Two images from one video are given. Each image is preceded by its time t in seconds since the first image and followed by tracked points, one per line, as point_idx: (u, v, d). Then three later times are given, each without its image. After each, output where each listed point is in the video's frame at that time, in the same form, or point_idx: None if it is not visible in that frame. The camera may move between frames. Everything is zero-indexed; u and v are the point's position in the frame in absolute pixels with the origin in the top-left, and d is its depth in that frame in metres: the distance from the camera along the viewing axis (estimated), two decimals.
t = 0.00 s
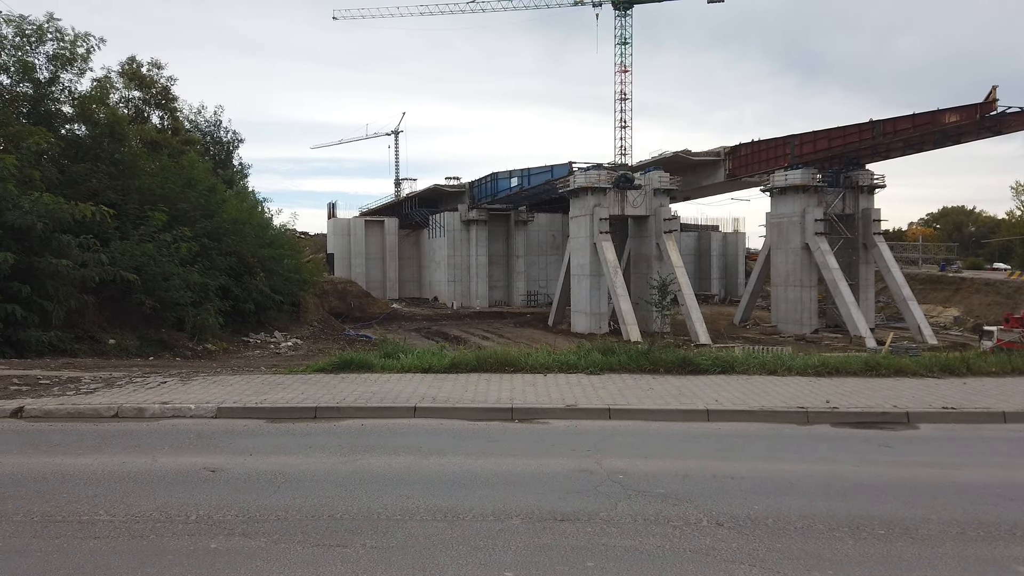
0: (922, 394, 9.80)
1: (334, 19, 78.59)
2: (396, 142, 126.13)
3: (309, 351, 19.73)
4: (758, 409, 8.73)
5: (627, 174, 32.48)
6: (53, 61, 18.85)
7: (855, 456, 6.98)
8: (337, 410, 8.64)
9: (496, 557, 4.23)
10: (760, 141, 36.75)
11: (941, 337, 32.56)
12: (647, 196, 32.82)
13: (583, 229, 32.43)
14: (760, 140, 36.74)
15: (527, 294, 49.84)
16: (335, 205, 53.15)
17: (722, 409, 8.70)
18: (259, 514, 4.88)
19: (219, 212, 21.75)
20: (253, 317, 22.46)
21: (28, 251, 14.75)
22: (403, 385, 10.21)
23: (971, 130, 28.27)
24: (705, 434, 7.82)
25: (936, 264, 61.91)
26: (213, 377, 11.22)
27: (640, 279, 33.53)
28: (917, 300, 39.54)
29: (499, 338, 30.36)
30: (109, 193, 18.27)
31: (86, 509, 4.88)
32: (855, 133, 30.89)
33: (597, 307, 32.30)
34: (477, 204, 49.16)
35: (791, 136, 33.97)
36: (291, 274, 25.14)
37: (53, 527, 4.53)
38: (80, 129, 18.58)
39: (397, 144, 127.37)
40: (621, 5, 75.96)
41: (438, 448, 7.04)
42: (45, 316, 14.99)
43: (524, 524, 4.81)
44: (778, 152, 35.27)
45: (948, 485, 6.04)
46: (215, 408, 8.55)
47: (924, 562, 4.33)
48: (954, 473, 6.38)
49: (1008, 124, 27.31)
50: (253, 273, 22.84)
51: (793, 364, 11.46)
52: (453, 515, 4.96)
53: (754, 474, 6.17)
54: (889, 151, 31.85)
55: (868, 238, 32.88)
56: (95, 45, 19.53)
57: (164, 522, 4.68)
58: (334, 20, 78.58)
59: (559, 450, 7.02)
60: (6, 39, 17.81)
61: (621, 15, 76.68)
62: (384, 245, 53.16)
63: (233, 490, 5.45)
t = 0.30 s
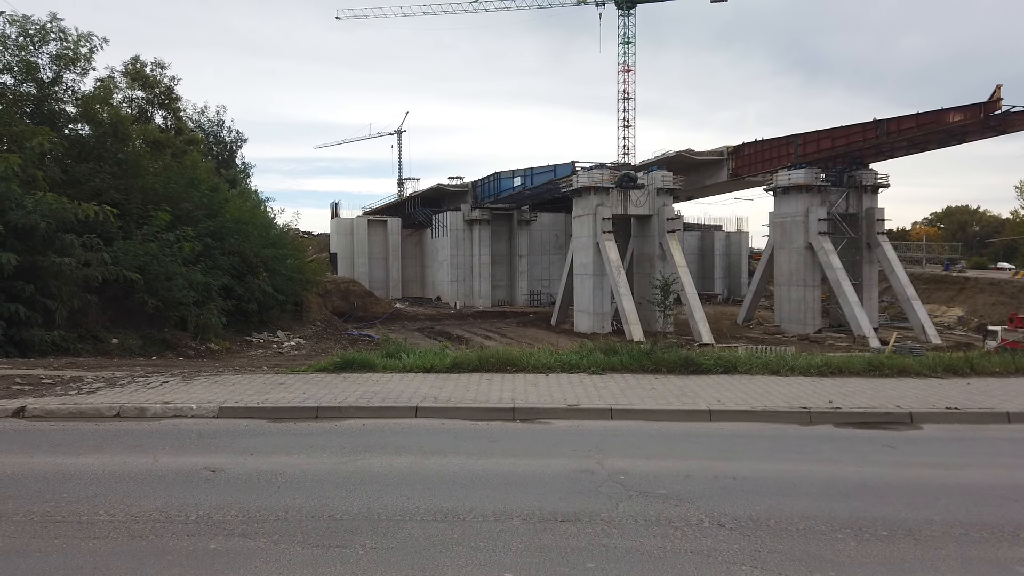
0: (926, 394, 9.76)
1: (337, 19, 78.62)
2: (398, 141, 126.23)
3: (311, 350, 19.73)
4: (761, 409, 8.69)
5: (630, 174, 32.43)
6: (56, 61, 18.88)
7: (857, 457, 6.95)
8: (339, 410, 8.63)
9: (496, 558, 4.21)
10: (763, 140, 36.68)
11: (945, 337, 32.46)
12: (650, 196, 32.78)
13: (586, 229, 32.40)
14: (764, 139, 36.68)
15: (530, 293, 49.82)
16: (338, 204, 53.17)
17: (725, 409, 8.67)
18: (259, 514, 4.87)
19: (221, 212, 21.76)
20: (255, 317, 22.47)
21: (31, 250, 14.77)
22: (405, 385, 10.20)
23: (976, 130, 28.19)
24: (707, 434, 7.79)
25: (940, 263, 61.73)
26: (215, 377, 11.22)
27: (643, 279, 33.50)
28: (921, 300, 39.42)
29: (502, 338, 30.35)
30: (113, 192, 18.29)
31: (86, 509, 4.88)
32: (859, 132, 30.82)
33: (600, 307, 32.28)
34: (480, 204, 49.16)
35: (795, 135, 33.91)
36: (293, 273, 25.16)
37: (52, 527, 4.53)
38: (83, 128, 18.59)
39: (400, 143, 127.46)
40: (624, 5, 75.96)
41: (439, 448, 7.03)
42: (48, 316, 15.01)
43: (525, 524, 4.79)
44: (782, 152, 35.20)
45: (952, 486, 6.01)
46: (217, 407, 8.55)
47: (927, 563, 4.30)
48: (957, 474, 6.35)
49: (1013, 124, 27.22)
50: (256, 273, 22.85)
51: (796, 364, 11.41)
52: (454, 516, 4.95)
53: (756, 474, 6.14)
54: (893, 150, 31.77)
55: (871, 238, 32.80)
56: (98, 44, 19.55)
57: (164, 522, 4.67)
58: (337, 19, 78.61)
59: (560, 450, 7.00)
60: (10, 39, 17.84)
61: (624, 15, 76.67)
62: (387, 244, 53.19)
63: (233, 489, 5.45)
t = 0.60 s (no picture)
0: (929, 394, 9.69)
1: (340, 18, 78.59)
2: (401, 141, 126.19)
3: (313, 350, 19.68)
4: (762, 409, 8.64)
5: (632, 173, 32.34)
6: (58, 61, 18.89)
7: (858, 457, 6.90)
8: (338, 409, 8.60)
9: (493, 559, 4.17)
10: (766, 139, 36.60)
11: (949, 336, 32.32)
12: (653, 195, 32.71)
13: (589, 228, 32.33)
14: (767, 138, 36.59)
15: (533, 293, 49.78)
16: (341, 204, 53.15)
17: (726, 409, 8.62)
18: (256, 515, 4.85)
19: (224, 212, 21.76)
20: (258, 316, 22.45)
21: (34, 250, 14.77)
22: (406, 385, 10.16)
23: (980, 128, 28.06)
24: (708, 434, 7.74)
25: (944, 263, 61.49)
26: (215, 376, 11.19)
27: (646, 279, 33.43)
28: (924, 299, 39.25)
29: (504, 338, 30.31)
30: (115, 192, 18.29)
31: (83, 510, 4.86)
32: (862, 131, 30.73)
33: (602, 306, 32.24)
34: (483, 203, 49.13)
35: (798, 134, 33.82)
36: (296, 273, 25.14)
37: (48, 527, 4.51)
38: (86, 128, 18.60)
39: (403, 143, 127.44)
40: (627, 4, 75.85)
41: (439, 448, 6.99)
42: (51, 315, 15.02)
43: (524, 525, 4.76)
44: (785, 151, 35.08)
45: (954, 486, 5.96)
46: (216, 407, 8.52)
47: (929, 565, 4.25)
48: (960, 475, 6.29)
49: (1017, 122, 27.07)
50: (258, 272, 22.84)
51: (798, 363, 11.35)
52: (452, 517, 4.91)
53: (757, 475, 6.10)
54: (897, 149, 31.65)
55: (875, 237, 32.68)
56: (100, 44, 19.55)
57: (161, 522, 4.65)
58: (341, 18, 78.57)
59: (561, 450, 6.96)
60: (12, 39, 17.86)
61: (627, 13, 76.51)
62: (390, 244, 53.17)
63: (231, 489, 5.42)
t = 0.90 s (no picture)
0: (929, 393, 9.63)
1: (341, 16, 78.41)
2: (402, 140, 126.04)
3: (313, 349, 19.59)
4: (761, 409, 8.58)
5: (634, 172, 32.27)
6: (58, 60, 18.85)
7: (858, 457, 6.85)
8: (336, 409, 8.55)
9: (488, 560, 4.12)
10: (767, 138, 36.53)
11: (950, 335, 32.25)
12: (654, 194, 32.66)
13: (589, 227, 32.28)
14: (768, 137, 36.52)
15: (534, 292, 49.77)
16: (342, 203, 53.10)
17: (726, 409, 8.56)
18: (249, 515, 4.80)
19: (224, 211, 21.71)
20: (258, 315, 22.41)
21: (33, 249, 14.74)
22: (403, 384, 10.11)
23: (981, 127, 27.96)
24: (707, 434, 7.69)
25: (946, 262, 61.38)
26: (213, 375, 11.12)
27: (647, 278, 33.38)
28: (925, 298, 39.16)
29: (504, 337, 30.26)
30: (115, 190, 18.24)
31: (75, 510, 4.82)
32: (863, 130, 30.65)
33: (603, 306, 32.20)
34: (484, 203, 49.09)
35: (799, 133, 33.75)
36: (296, 272, 25.09)
37: (38, 528, 4.47)
38: (86, 127, 18.57)
39: (404, 142, 127.35)
40: (628, 3, 75.71)
41: (435, 447, 6.94)
42: (50, 314, 15.00)
43: (520, 526, 4.71)
44: (786, 150, 35.01)
45: (954, 486, 5.91)
46: (212, 407, 8.48)
47: (929, 566, 4.19)
48: (961, 475, 6.23)
49: (1018, 121, 26.98)
50: (258, 271, 22.78)
51: (798, 363, 11.28)
52: (447, 517, 4.87)
53: (757, 474, 6.04)
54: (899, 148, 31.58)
55: (876, 236, 32.61)
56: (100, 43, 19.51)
57: (152, 523, 4.60)
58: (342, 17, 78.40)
59: (558, 450, 6.90)
60: (12, 38, 17.83)
61: (628, 12, 76.39)
62: (391, 243, 53.14)
63: (224, 490, 5.38)
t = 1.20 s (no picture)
0: (928, 393, 9.62)
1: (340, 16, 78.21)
2: (400, 140, 125.86)
3: (311, 349, 19.54)
4: (759, 409, 8.57)
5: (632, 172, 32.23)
6: (55, 59, 18.79)
7: (857, 457, 6.83)
8: (332, 409, 8.52)
9: (483, 562, 4.09)
10: (766, 138, 36.54)
11: (949, 335, 32.27)
12: (652, 194, 32.63)
13: (588, 227, 32.27)
14: (767, 137, 36.52)
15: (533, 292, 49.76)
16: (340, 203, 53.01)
17: (724, 409, 8.53)
18: (243, 517, 4.76)
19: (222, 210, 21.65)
20: (256, 315, 22.36)
21: (30, 248, 14.69)
22: (400, 384, 10.07)
23: (980, 127, 27.95)
24: (705, 435, 7.66)
25: (944, 262, 61.42)
26: (209, 376, 11.07)
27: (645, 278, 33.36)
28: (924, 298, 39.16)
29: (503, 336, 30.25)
30: (112, 190, 18.19)
31: (68, 512, 4.78)
32: (862, 130, 30.65)
33: (602, 305, 32.17)
34: (482, 202, 49.05)
35: (798, 133, 33.75)
36: (294, 272, 25.03)
37: (31, 529, 4.43)
38: (84, 126, 18.52)
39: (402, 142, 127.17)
40: (627, 3, 75.64)
41: (432, 448, 6.91)
42: (46, 314, 14.95)
43: (516, 528, 4.68)
44: (785, 150, 35.02)
45: (953, 487, 5.89)
46: (208, 407, 8.44)
47: (928, 569, 4.16)
48: (960, 476, 6.21)
49: (1017, 121, 26.98)
50: (256, 271, 22.73)
51: (796, 363, 11.26)
52: (443, 518, 4.84)
53: (755, 475, 6.02)
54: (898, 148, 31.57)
55: (875, 236, 32.61)
56: (97, 42, 19.45)
57: (145, 525, 4.57)
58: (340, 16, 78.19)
59: (555, 451, 6.87)
60: (9, 37, 17.76)
61: (627, 12, 76.41)
62: (389, 243, 53.10)
63: (218, 491, 5.35)
